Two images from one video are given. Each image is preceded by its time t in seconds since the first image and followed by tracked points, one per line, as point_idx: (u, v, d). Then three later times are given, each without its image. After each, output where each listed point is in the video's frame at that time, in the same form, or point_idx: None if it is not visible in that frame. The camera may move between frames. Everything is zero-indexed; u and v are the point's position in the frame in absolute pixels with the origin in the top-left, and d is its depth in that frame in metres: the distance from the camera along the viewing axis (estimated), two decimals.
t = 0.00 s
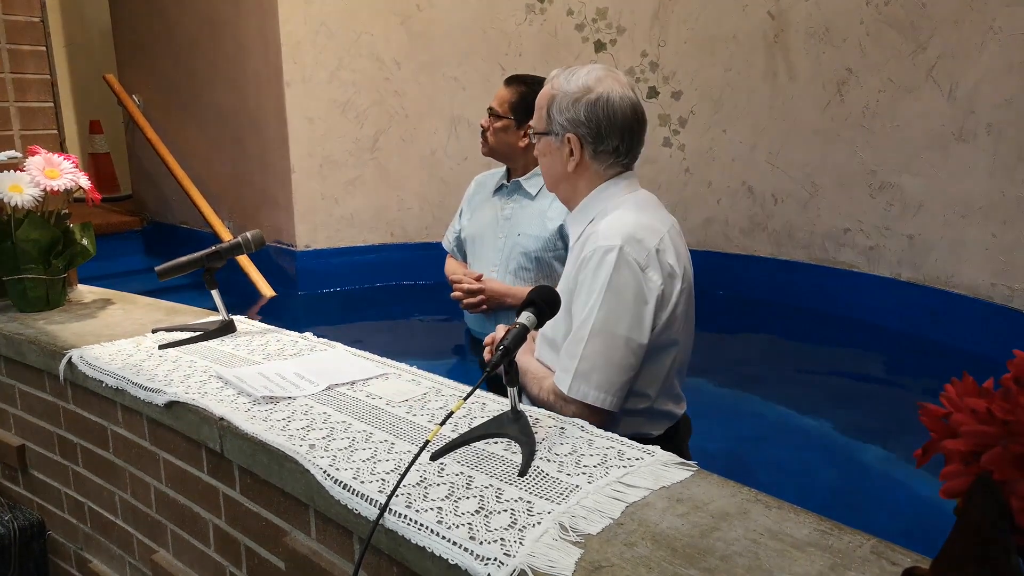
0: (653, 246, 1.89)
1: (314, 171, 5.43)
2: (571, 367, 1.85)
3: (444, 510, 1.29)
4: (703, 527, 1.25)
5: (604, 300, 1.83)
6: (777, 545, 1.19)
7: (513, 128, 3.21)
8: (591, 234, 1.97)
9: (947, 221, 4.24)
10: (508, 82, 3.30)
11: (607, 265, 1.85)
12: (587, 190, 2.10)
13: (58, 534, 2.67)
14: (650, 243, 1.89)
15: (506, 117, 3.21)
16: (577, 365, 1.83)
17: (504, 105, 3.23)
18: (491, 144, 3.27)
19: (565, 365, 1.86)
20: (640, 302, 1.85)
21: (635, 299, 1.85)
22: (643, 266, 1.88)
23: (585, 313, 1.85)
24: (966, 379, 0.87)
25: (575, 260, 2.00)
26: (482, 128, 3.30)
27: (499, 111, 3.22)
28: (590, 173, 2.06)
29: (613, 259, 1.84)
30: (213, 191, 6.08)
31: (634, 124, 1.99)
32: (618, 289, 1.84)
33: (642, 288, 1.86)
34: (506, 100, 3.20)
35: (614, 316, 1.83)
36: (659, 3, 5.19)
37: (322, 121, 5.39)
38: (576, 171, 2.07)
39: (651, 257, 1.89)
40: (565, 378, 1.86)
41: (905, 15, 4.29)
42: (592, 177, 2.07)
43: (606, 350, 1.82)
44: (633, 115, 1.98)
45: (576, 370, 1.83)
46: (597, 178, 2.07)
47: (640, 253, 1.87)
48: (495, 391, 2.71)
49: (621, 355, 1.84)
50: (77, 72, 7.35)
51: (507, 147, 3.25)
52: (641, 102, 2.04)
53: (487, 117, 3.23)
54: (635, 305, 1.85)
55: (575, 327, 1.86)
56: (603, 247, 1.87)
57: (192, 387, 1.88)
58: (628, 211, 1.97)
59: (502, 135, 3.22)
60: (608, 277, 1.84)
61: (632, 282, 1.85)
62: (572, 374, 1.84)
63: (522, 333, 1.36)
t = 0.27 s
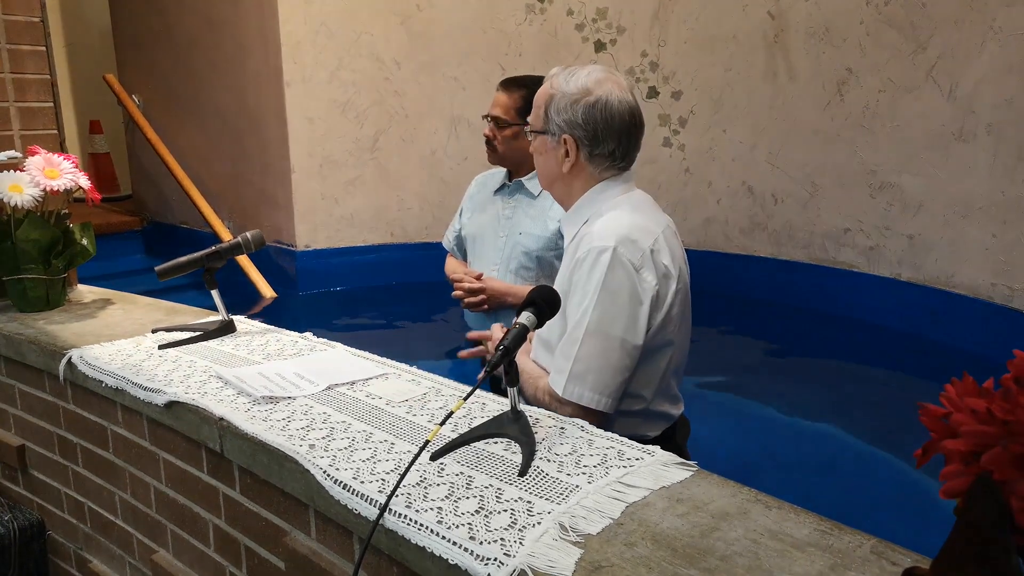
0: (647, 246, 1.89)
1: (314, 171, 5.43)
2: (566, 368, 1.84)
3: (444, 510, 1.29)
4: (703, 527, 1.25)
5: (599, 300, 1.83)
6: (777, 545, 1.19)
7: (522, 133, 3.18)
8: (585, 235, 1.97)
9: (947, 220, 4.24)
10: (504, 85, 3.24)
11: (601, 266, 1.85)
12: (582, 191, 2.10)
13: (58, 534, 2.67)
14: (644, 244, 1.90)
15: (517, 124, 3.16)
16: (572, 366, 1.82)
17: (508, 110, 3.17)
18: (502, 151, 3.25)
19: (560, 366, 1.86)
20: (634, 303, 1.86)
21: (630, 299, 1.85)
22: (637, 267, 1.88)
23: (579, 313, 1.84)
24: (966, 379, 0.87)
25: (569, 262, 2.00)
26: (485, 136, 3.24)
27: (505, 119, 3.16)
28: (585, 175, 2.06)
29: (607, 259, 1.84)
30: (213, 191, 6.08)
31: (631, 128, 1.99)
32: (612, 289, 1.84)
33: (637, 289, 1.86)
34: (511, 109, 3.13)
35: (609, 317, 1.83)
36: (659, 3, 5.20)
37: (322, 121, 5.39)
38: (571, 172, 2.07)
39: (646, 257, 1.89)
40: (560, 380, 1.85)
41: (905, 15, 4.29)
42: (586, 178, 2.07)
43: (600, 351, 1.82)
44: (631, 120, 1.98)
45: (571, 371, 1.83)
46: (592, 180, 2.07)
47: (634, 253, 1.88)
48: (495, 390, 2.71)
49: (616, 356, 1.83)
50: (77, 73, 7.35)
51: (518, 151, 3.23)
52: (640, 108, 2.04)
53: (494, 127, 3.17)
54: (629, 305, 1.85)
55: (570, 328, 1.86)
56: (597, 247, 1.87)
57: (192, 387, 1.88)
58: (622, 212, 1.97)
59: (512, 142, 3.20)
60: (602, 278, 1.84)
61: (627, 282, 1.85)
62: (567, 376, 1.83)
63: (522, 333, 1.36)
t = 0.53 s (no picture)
0: (649, 251, 1.89)
1: (314, 171, 5.43)
2: (572, 376, 1.84)
3: (444, 510, 1.29)
4: (702, 527, 1.25)
5: (603, 308, 1.83)
6: (777, 545, 1.19)
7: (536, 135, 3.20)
8: (586, 239, 1.97)
9: (947, 220, 4.24)
10: (503, 88, 3.23)
11: (604, 272, 1.85)
12: (582, 193, 2.10)
13: (58, 534, 2.67)
14: (646, 249, 1.90)
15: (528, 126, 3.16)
16: (578, 375, 1.83)
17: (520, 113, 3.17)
18: (517, 154, 3.25)
19: (566, 375, 1.86)
20: (639, 309, 1.86)
21: (635, 306, 1.85)
22: (640, 272, 1.88)
23: (584, 322, 1.84)
24: (966, 379, 0.87)
25: (570, 266, 1.99)
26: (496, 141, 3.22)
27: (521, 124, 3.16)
28: (585, 175, 2.06)
29: (610, 266, 1.83)
30: (213, 191, 6.08)
31: (625, 122, 1.98)
32: (616, 296, 1.84)
33: (641, 295, 1.86)
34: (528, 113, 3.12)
35: (614, 324, 1.83)
36: (659, 3, 5.20)
37: (322, 121, 5.39)
38: (571, 174, 2.07)
39: (649, 262, 1.89)
40: (567, 388, 1.85)
41: (905, 15, 4.28)
42: (586, 180, 2.07)
43: (606, 359, 1.82)
44: (622, 114, 1.98)
45: (578, 380, 1.83)
46: (592, 180, 2.06)
47: (636, 259, 1.88)
48: (495, 391, 2.71)
49: (622, 363, 1.84)
50: (77, 73, 7.35)
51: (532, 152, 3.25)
52: (631, 100, 2.04)
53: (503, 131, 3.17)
54: (634, 312, 1.85)
55: (574, 335, 1.86)
56: (599, 253, 1.86)
57: (192, 387, 1.88)
58: (623, 216, 1.97)
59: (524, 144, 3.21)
60: (605, 284, 1.84)
61: (630, 289, 1.85)
62: (575, 384, 1.83)
63: (522, 334, 1.36)
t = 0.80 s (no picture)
0: (652, 254, 1.89)
1: (314, 171, 5.43)
2: (580, 384, 1.82)
3: (444, 510, 1.29)
4: (702, 527, 1.25)
5: (610, 313, 1.82)
6: (777, 546, 1.19)
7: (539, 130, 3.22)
8: (588, 244, 1.96)
9: (947, 220, 4.24)
10: (505, 85, 3.23)
11: (608, 278, 1.84)
12: (581, 195, 2.10)
13: (58, 534, 2.67)
14: (649, 252, 1.90)
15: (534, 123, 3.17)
16: (587, 383, 1.81)
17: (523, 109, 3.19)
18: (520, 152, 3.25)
19: (573, 383, 1.84)
20: (644, 312, 1.86)
21: (640, 310, 1.85)
22: (644, 276, 1.88)
23: (591, 328, 1.83)
24: (966, 379, 0.87)
25: (571, 271, 1.98)
26: (499, 139, 3.20)
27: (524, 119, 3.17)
28: (583, 175, 2.06)
29: (615, 271, 1.83)
30: (213, 191, 6.08)
31: (614, 115, 1.97)
32: (622, 301, 1.83)
33: (646, 299, 1.87)
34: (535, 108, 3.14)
35: (621, 330, 1.83)
36: (659, 3, 5.20)
37: (322, 120, 5.39)
38: (570, 175, 2.07)
39: (652, 266, 1.89)
40: (574, 396, 1.83)
41: (905, 15, 4.28)
42: (585, 181, 2.07)
43: (614, 365, 1.82)
44: (611, 108, 1.97)
45: (586, 387, 1.81)
46: (592, 181, 2.06)
47: (640, 262, 1.87)
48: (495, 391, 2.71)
49: (629, 368, 1.84)
50: (77, 72, 7.35)
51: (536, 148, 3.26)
52: (618, 92, 2.02)
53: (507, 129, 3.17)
54: (640, 316, 1.85)
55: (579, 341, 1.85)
56: (603, 258, 1.85)
57: (192, 387, 1.88)
58: (624, 219, 1.96)
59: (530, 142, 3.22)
60: (610, 290, 1.83)
61: (636, 293, 1.85)
62: (583, 392, 1.82)
63: (521, 333, 1.36)
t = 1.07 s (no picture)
0: (649, 254, 1.90)
1: (314, 171, 5.43)
2: (581, 387, 1.82)
3: (444, 510, 1.29)
4: (702, 527, 1.25)
5: (608, 314, 1.82)
6: (777, 546, 1.19)
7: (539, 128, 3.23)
8: (583, 246, 1.96)
9: (947, 220, 4.24)
10: (507, 83, 3.23)
11: (605, 279, 1.84)
12: (575, 195, 2.11)
13: (58, 535, 2.67)
14: (645, 252, 1.91)
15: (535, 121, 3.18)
16: (587, 385, 1.81)
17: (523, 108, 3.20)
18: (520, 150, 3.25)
19: (574, 386, 1.84)
20: (642, 312, 1.86)
21: (639, 310, 1.86)
22: (641, 276, 1.89)
23: (590, 330, 1.83)
24: (966, 379, 0.87)
25: (567, 274, 1.99)
26: (500, 136, 3.21)
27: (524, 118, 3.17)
28: (578, 179, 2.06)
29: (612, 271, 1.83)
30: (213, 190, 6.08)
31: (621, 128, 1.98)
32: (619, 302, 1.83)
33: (643, 298, 1.87)
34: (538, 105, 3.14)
35: (620, 330, 1.83)
36: (659, 3, 5.20)
37: (322, 120, 5.39)
38: (563, 174, 2.07)
39: (648, 265, 1.90)
40: (575, 399, 1.83)
41: (905, 15, 4.28)
42: (577, 182, 2.08)
43: (614, 366, 1.82)
44: (619, 120, 1.97)
45: (587, 390, 1.81)
46: (587, 184, 2.07)
47: (637, 262, 1.88)
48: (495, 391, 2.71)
49: (629, 369, 1.84)
50: (77, 72, 7.35)
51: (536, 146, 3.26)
52: (629, 104, 2.03)
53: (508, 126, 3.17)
54: (639, 316, 1.85)
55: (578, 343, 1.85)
56: (599, 260, 1.86)
57: (192, 387, 1.88)
58: (619, 221, 1.97)
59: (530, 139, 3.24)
60: (607, 291, 1.84)
61: (634, 293, 1.85)
62: (584, 395, 1.82)
63: (521, 334, 1.36)
